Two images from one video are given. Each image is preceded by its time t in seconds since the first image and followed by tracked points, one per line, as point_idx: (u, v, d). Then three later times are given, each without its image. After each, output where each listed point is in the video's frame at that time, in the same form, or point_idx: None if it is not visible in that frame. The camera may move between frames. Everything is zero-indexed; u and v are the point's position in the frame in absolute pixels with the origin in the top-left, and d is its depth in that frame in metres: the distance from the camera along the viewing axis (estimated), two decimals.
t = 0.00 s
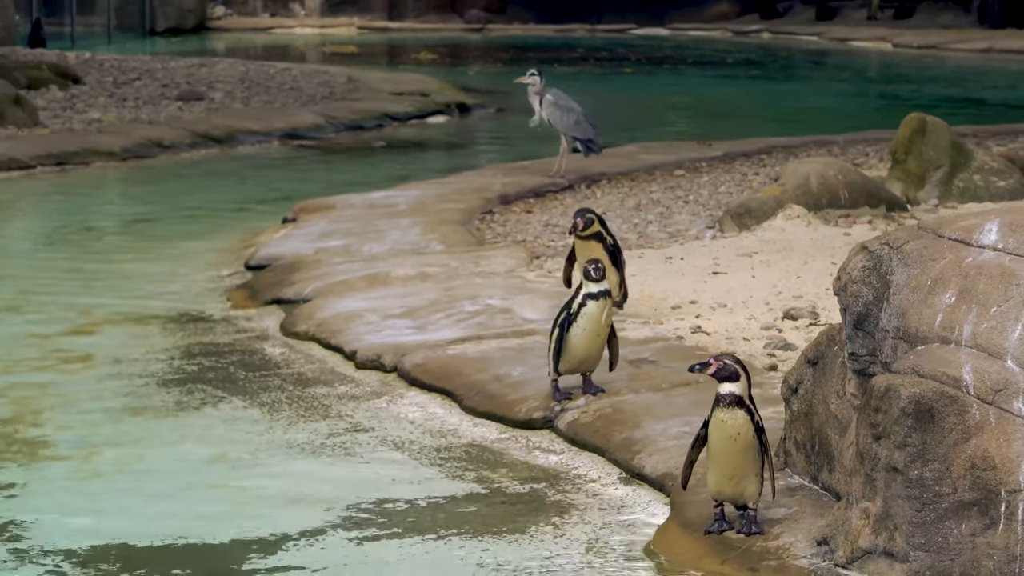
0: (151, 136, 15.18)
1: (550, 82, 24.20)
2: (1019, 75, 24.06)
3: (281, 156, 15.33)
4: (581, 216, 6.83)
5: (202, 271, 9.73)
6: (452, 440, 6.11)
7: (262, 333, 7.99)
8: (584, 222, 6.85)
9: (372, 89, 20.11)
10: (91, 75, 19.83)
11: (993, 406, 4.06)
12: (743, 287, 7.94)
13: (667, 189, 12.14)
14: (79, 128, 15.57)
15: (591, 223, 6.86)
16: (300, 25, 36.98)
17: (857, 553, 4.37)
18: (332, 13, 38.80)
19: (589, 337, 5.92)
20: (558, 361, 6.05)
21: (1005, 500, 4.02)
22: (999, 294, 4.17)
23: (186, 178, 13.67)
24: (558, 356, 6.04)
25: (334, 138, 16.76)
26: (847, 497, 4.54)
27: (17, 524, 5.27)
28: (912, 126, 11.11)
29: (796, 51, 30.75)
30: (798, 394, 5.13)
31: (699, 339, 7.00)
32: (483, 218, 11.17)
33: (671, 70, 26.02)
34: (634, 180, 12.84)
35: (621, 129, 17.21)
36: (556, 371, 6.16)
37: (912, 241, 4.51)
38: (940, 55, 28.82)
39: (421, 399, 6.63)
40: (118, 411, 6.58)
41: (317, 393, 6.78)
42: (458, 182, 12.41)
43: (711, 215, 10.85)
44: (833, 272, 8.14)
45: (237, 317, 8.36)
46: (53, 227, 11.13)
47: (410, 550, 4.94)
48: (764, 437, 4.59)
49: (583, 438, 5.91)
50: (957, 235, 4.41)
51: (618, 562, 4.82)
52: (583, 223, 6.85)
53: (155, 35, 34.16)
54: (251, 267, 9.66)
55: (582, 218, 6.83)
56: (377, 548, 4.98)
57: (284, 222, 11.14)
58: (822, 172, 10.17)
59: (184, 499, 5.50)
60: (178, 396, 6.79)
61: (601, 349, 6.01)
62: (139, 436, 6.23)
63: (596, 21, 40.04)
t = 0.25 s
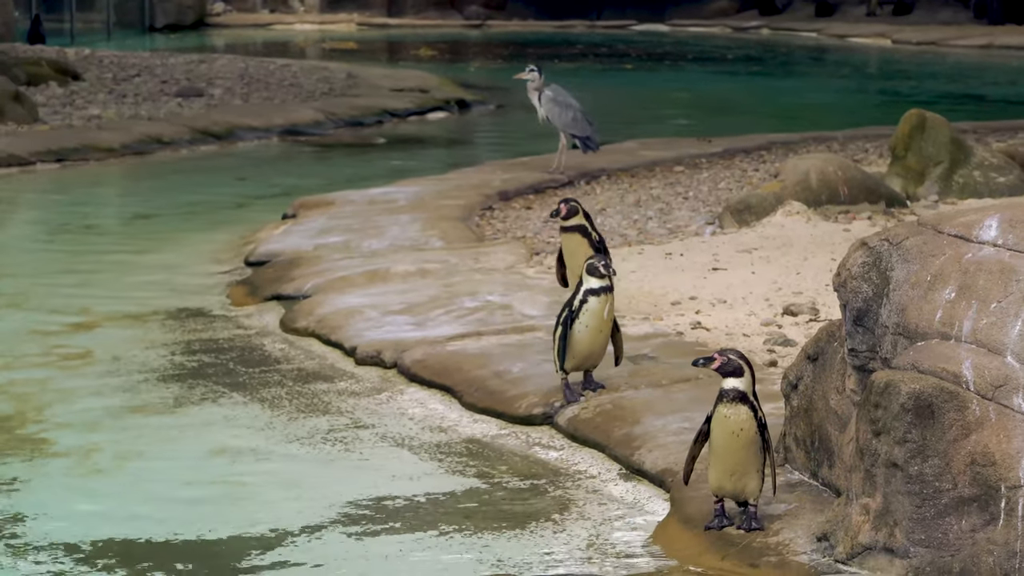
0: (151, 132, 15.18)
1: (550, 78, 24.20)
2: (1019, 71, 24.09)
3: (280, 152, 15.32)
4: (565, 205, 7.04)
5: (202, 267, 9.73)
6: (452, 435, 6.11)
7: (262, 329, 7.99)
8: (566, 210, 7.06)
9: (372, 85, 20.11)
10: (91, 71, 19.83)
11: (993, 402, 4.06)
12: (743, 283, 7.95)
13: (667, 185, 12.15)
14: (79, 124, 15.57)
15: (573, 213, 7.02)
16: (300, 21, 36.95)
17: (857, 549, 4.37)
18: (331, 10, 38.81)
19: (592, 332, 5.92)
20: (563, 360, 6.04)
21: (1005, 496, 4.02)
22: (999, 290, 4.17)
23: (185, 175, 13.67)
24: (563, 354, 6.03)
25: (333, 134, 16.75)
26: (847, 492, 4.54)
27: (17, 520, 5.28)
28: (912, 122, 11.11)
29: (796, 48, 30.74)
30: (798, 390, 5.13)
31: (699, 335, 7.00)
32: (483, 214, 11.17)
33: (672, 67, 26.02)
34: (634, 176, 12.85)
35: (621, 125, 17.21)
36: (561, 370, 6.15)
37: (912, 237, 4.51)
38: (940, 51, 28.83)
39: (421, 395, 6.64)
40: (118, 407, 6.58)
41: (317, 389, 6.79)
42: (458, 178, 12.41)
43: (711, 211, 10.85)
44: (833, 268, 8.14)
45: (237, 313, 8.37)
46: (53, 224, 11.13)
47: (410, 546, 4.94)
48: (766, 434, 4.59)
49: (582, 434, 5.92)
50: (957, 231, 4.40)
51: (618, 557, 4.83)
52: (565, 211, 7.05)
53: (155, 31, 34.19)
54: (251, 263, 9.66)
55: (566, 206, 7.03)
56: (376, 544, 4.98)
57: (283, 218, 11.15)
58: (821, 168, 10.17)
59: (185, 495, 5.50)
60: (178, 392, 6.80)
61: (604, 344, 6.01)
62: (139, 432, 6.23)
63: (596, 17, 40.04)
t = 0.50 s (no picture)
0: (153, 129, 15.18)
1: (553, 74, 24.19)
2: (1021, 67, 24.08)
3: (283, 148, 15.32)
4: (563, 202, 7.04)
5: (204, 264, 9.74)
6: (454, 432, 6.12)
7: (265, 325, 7.99)
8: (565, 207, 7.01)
9: (374, 82, 20.11)
10: (93, 67, 19.82)
11: (996, 398, 4.06)
12: (745, 279, 7.94)
13: (669, 182, 12.15)
14: (82, 120, 15.57)
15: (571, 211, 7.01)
16: (301, 18, 36.95)
17: (860, 546, 4.36)
18: (334, 7, 38.81)
19: (590, 330, 5.91)
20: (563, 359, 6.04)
21: (1008, 492, 4.04)
22: (1002, 286, 4.17)
23: (188, 171, 13.67)
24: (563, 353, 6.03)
25: (336, 130, 16.74)
26: (850, 488, 4.54)
27: (19, 517, 5.28)
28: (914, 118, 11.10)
29: (798, 43, 30.72)
30: (800, 386, 5.13)
31: (701, 331, 7.00)
32: (486, 210, 11.17)
33: (675, 63, 26.00)
34: (636, 173, 12.84)
35: (623, 121, 17.20)
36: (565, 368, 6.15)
37: (914, 233, 4.51)
38: (942, 47, 28.82)
39: (423, 391, 6.64)
40: (120, 404, 6.58)
41: (319, 385, 6.80)
42: (460, 174, 12.41)
43: (713, 208, 10.84)
44: (835, 264, 8.14)
45: (240, 310, 8.37)
46: (56, 220, 11.13)
47: (412, 543, 4.94)
48: (769, 431, 4.60)
49: (585, 431, 5.92)
50: (960, 228, 4.41)
51: (621, 553, 4.83)
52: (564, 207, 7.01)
53: (157, 28, 34.19)
54: (253, 259, 9.66)
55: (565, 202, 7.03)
56: (379, 541, 4.98)
57: (286, 214, 11.15)
58: (824, 164, 10.16)
59: (188, 492, 5.50)
60: (180, 388, 6.80)
61: (603, 341, 6.00)
62: (142, 428, 6.23)
63: (598, 14, 40.02)
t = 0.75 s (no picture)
0: (157, 127, 15.19)
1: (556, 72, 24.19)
2: None
3: (286, 146, 15.33)
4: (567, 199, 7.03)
5: (207, 262, 9.74)
6: (458, 429, 6.12)
7: (268, 323, 8.00)
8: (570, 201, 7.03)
9: (378, 79, 20.11)
10: (97, 65, 19.84)
11: (999, 396, 4.06)
12: (749, 277, 7.94)
13: (673, 180, 12.14)
14: (85, 118, 15.58)
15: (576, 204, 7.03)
16: (305, 15, 36.94)
17: (863, 544, 4.37)
18: (337, 5, 38.82)
19: (592, 332, 5.92)
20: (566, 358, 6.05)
21: (1011, 490, 4.03)
22: (1005, 284, 4.17)
23: (191, 169, 13.68)
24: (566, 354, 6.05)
25: (339, 128, 16.74)
26: (854, 487, 4.54)
27: (22, 515, 5.28)
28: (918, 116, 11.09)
29: (801, 41, 30.71)
30: (804, 384, 5.13)
31: (704, 330, 7.00)
32: (489, 208, 11.17)
33: (678, 60, 26.00)
34: (640, 171, 12.84)
35: (627, 119, 17.19)
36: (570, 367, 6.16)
37: (917, 231, 4.50)
38: (946, 45, 28.80)
39: (427, 389, 6.64)
40: (124, 402, 6.59)
41: (323, 383, 6.80)
42: (463, 172, 12.41)
43: (717, 206, 10.84)
44: (838, 262, 8.13)
45: (243, 308, 8.38)
46: (59, 218, 11.14)
47: (415, 541, 4.94)
48: (772, 428, 4.60)
49: (588, 429, 5.92)
50: (963, 225, 4.40)
51: (624, 551, 4.83)
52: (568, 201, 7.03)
53: (161, 25, 34.22)
54: (257, 258, 9.66)
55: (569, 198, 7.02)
56: (382, 539, 4.98)
57: (289, 212, 11.16)
58: (827, 162, 10.14)
59: (191, 490, 5.51)
60: (183, 387, 6.81)
61: (607, 345, 6.00)
62: (145, 427, 6.24)
63: (602, 11, 40.01)
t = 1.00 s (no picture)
0: (160, 123, 15.19)
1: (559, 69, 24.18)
2: None
3: (290, 142, 15.33)
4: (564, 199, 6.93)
5: (211, 257, 9.75)
6: (462, 425, 6.13)
7: (272, 319, 8.01)
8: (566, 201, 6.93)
9: (381, 75, 20.11)
10: (100, 61, 19.84)
11: (1003, 393, 4.08)
12: (752, 274, 7.94)
13: (676, 176, 12.14)
14: (89, 114, 15.59)
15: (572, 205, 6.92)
16: (309, 11, 36.92)
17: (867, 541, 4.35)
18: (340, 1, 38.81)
19: (605, 329, 5.93)
20: (574, 354, 6.04)
21: (1014, 486, 4.05)
22: (1008, 281, 4.20)
23: (195, 165, 13.69)
24: (575, 350, 6.04)
25: (342, 124, 16.75)
26: (857, 484, 4.55)
27: (26, 510, 5.29)
28: (922, 113, 11.08)
29: (805, 38, 30.67)
30: (808, 381, 5.15)
31: (708, 326, 7.00)
32: (492, 205, 11.17)
33: (681, 57, 25.98)
34: (644, 167, 12.83)
35: (631, 116, 17.18)
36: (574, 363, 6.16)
37: (921, 228, 4.50)
38: (950, 42, 28.78)
39: (431, 385, 6.66)
40: (127, 397, 6.60)
41: (326, 378, 6.81)
42: (467, 168, 12.41)
43: (720, 202, 10.84)
44: (842, 259, 8.14)
45: (247, 303, 8.39)
46: (63, 214, 11.15)
47: (420, 536, 4.95)
48: (776, 424, 4.60)
49: (592, 425, 5.93)
50: (966, 223, 4.42)
51: (628, 547, 4.83)
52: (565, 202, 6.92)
53: (165, 21, 34.23)
54: (260, 254, 9.68)
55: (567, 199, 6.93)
56: (386, 534, 4.99)
57: (293, 208, 11.17)
58: (831, 158, 10.14)
59: (195, 485, 5.52)
60: (187, 382, 6.82)
61: (617, 343, 6.02)
62: (149, 422, 6.25)
63: (605, 7, 39.98)
